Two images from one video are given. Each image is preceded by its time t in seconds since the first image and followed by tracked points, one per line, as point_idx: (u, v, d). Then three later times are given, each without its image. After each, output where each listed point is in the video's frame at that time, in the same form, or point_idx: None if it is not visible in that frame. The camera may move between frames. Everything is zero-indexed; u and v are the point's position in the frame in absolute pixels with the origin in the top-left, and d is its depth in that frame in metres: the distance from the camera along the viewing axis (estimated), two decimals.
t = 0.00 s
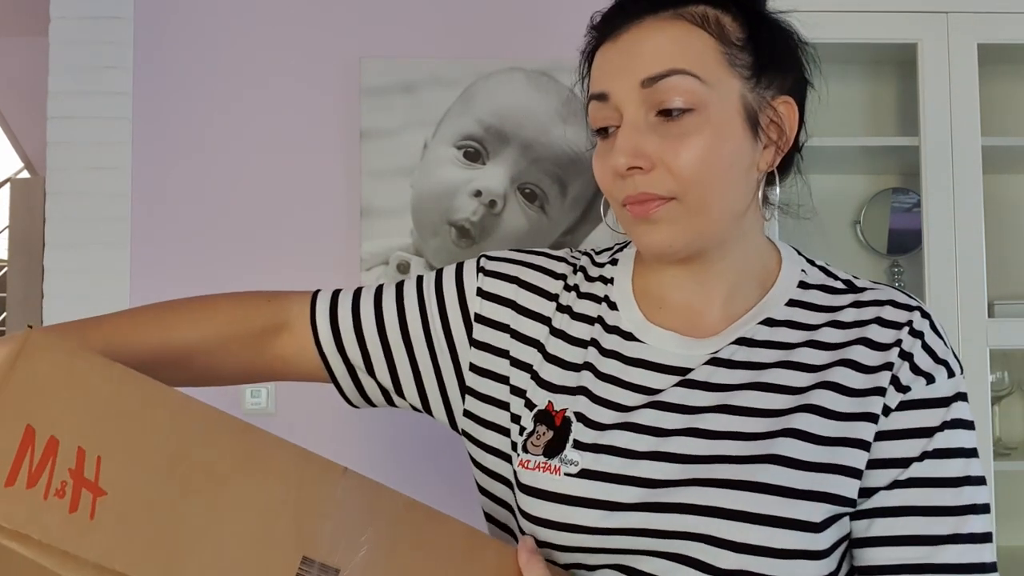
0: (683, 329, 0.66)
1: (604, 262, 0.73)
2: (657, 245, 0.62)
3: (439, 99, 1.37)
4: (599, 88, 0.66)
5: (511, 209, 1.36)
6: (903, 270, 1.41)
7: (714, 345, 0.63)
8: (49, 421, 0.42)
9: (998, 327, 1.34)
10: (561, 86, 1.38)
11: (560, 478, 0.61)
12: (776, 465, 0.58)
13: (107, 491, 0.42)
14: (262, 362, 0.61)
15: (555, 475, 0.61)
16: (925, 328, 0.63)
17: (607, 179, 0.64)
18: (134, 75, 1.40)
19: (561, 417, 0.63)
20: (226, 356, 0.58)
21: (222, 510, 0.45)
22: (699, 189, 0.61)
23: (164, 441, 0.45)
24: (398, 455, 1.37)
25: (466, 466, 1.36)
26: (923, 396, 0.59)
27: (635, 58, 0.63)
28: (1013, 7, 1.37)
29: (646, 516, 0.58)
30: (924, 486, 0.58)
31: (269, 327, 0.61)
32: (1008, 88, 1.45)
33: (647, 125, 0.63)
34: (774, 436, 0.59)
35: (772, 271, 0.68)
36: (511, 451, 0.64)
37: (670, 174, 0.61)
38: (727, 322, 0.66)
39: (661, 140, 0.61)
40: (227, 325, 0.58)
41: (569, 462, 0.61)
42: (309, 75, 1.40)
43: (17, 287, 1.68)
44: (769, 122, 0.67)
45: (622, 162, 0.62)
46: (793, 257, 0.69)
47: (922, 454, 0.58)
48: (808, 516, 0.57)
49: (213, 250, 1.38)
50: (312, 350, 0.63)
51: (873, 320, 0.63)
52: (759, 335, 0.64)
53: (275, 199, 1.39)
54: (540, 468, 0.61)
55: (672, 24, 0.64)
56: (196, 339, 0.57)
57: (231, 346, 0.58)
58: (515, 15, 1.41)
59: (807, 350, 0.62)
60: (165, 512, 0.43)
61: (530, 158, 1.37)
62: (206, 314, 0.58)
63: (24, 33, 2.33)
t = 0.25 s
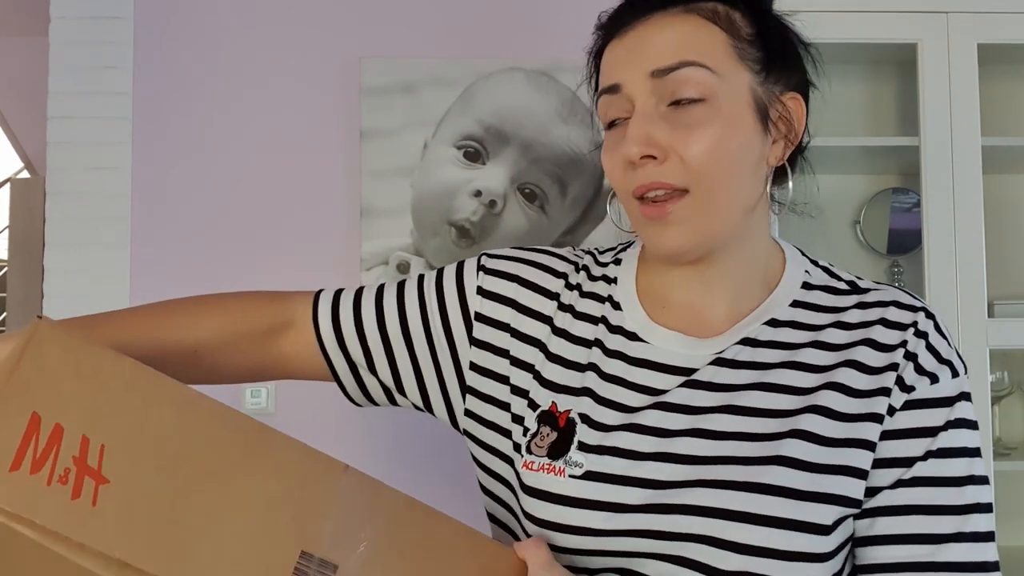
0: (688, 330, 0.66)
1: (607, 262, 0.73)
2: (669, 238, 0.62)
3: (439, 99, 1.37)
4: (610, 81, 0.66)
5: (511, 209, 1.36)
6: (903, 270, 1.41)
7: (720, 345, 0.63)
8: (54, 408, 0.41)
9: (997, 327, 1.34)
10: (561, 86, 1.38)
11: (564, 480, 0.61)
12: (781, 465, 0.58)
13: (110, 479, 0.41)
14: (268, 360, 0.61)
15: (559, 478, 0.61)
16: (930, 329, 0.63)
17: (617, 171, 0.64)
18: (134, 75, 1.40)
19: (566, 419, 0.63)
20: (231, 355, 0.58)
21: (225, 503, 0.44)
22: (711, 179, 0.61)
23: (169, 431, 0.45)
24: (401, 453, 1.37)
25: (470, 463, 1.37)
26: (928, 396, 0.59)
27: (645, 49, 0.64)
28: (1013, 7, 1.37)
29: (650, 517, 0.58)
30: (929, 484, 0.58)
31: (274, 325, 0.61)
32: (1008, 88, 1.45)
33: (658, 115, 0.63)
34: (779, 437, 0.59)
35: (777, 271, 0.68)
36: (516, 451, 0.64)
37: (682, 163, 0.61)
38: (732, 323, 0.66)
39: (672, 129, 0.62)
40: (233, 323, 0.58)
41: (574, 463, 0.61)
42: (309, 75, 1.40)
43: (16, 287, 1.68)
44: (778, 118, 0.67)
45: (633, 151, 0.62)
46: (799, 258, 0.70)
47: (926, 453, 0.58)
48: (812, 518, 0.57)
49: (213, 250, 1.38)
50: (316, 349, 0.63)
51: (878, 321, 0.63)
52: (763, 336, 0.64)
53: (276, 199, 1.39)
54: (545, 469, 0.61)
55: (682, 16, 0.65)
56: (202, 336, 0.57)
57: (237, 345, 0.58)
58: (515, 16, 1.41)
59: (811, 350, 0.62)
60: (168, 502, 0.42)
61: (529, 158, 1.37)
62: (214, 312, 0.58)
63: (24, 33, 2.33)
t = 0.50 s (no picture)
0: (691, 331, 0.66)
1: (614, 263, 0.73)
2: (671, 230, 0.61)
3: (439, 99, 1.37)
4: (621, 75, 0.67)
5: (511, 209, 1.36)
6: (903, 270, 1.41)
7: (725, 346, 0.63)
8: (55, 403, 0.40)
9: (998, 327, 1.34)
10: (561, 86, 1.38)
11: (567, 477, 0.61)
12: (784, 465, 0.58)
13: (110, 478, 0.39)
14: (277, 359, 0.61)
15: (562, 475, 0.61)
16: (934, 331, 0.63)
17: (622, 163, 0.65)
18: (134, 75, 1.40)
19: (570, 417, 0.63)
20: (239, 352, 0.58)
21: (225, 506, 0.42)
22: (716, 173, 0.61)
23: (171, 432, 0.43)
24: (405, 451, 1.37)
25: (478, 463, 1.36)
26: (931, 398, 0.60)
27: (658, 44, 0.65)
28: (1013, 7, 1.37)
29: (651, 516, 0.58)
30: (930, 486, 0.57)
31: (282, 325, 0.60)
32: (1007, 89, 1.45)
33: (666, 109, 0.64)
34: (783, 437, 0.59)
35: (782, 274, 0.68)
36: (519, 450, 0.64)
37: (687, 155, 0.61)
38: (737, 324, 0.66)
39: (679, 122, 0.62)
40: (243, 322, 0.58)
41: (577, 461, 0.61)
42: (309, 75, 1.40)
43: (16, 288, 1.68)
44: (785, 122, 0.67)
45: (639, 142, 0.62)
46: (804, 260, 0.69)
47: (927, 455, 0.58)
48: (816, 518, 0.57)
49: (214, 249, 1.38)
50: (324, 347, 0.63)
51: (881, 323, 0.63)
52: (767, 337, 0.64)
53: (277, 198, 1.39)
54: (549, 468, 0.61)
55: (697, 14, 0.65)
56: (210, 333, 0.56)
57: (246, 343, 0.58)
58: (515, 15, 1.41)
59: (816, 352, 0.63)
60: (168, 502, 0.40)
61: (530, 158, 1.37)
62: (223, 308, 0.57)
63: (24, 33, 2.33)
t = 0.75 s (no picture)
0: (689, 330, 0.66)
1: (617, 264, 0.73)
2: (674, 234, 0.61)
3: (439, 99, 1.37)
4: (629, 72, 0.66)
5: (511, 209, 1.36)
6: (903, 270, 1.41)
7: (721, 345, 0.64)
8: (62, 395, 0.42)
9: (997, 327, 1.34)
10: (561, 86, 1.38)
11: (566, 475, 0.61)
12: (781, 465, 0.58)
13: (112, 472, 0.41)
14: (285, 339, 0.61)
15: (562, 473, 0.61)
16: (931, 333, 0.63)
17: (625, 163, 0.64)
18: (134, 75, 1.40)
19: (571, 416, 0.63)
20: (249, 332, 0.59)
21: (228, 503, 0.44)
22: (721, 178, 0.61)
23: (177, 427, 0.45)
24: (410, 443, 1.37)
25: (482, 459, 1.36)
26: (927, 400, 0.59)
27: (671, 44, 0.64)
28: (1013, 7, 1.37)
29: (646, 514, 0.58)
30: (927, 490, 0.57)
31: (293, 310, 0.61)
32: (1007, 89, 1.45)
33: (674, 111, 0.63)
34: (780, 439, 0.59)
35: (780, 274, 0.68)
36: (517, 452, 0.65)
37: (694, 160, 0.61)
38: (739, 321, 0.66)
39: (688, 127, 0.62)
40: (256, 302, 0.59)
41: (577, 459, 0.61)
42: (309, 75, 1.40)
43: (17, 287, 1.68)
44: (789, 128, 0.67)
45: (647, 144, 0.62)
46: (804, 260, 0.69)
47: (926, 459, 0.58)
48: (816, 518, 0.57)
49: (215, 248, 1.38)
50: (334, 337, 0.63)
51: (879, 324, 0.63)
52: (766, 336, 0.64)
53: (277, 198, 1.39)
54: (549, 465, 0.61)
55: (710, 17, 0.65)
56: (221, 311, 0.58)
57: (257, 319, 0.59)
58: (516, 16, 1.41)
59: (816, 354, 0.63)
60: (170, 499, 0.42)
61: (530, 158, 1.37)
62: (238, 286, 0.59)
63: (25, 33, 2.33)
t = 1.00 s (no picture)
0: (697, 331, 0.69)
1: (620, 266, 0.76)
2: (712, 252, 0.66)
3: (439, 98, 1.37)
4: (670, 85, 0.68)
5: (511, 209, 1.36)
6: (903, 270, 1.41)
7: (724, 345, 0.66)
8: (77, 375, 0.49)
9: (998, 327, 1.34)
10: (561, 86, 1.38)
11: (569, 470, 0.64)
12: (783, 462, 0.60)
13: (116, 447, 0.48)
14: (292, 329, 0.67)
15: (566, 468, 0.64)
16: (932, 335, 0.64)
17: (667, 178, 0.67)
18: (134, 75, 1.40)
19: (574, 413, 0.66)
20: (261, 324, 0.65)
21: (215, 478, 0.51)
22: (765, 203, 0.65)
23: (181, 410, 0.52)
24: (410, 437, 1.37)
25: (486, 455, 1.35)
26: (929, 402, 0.61)
27: (721, 63, 0.66)
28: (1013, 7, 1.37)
29: (651, 510, 0.61)
30: (927, 491, 0.59)
31: (302, 303, 0.67)
32: (1007, 90, 1.45)
33: (722, 132, 0.66)
34: (782, 437, 0.61)
35: (785, 276, 0.70)
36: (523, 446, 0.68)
37: (744, 185, 0.64)
38: (747, 319, 0.69)
39: (738, 150, 0.65)
40: (262, 293, 0.65)
41: (580, 455, 0.64)
42: (309, 75, 1.40)
43: (16, 287, 1.68)
44: (809, 145, 0.72)
45: (700, 167, 0.64)
46: (807, 263, 0.71)
47: (925, 460, 0.59)
48: (818, 515, 0.60)
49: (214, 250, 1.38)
50: (342, 330, 0.69)
51: (881, 326, 0.65)
52: (769, 336, 0.66)
53: (277, 199, 1.39)
54: (552, 461, 0.65)
55: (757, 36, 0.67)
56: (233, 303, 0.64)
57: (266, 311, 0.65)
58: (516, 16, 1.41)
59: (817, 355, 0.65)
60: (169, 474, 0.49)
61: (530, 158, 1.37)
62: (253, 282, 0.65)
63: (25, 33, 2.33)
